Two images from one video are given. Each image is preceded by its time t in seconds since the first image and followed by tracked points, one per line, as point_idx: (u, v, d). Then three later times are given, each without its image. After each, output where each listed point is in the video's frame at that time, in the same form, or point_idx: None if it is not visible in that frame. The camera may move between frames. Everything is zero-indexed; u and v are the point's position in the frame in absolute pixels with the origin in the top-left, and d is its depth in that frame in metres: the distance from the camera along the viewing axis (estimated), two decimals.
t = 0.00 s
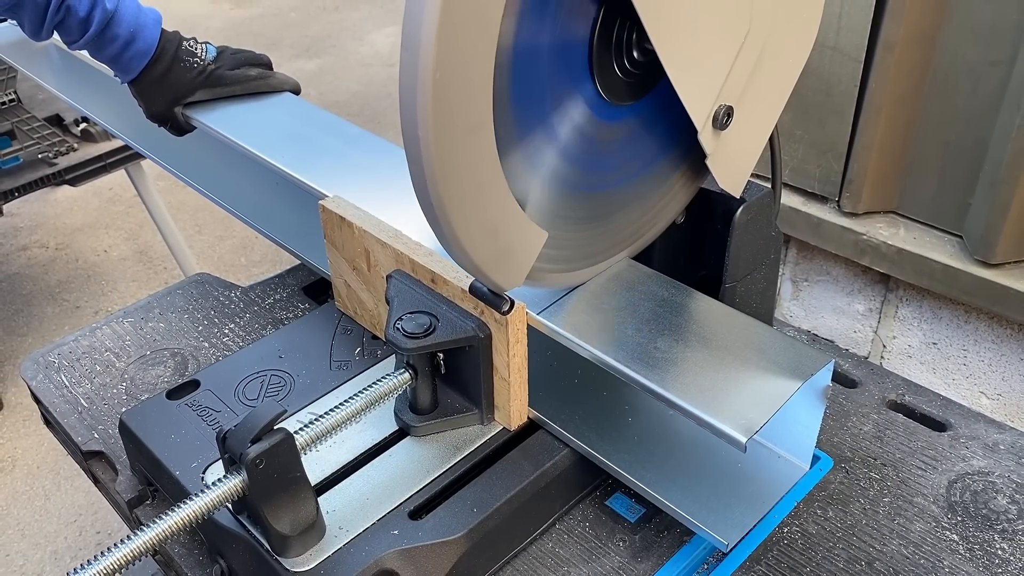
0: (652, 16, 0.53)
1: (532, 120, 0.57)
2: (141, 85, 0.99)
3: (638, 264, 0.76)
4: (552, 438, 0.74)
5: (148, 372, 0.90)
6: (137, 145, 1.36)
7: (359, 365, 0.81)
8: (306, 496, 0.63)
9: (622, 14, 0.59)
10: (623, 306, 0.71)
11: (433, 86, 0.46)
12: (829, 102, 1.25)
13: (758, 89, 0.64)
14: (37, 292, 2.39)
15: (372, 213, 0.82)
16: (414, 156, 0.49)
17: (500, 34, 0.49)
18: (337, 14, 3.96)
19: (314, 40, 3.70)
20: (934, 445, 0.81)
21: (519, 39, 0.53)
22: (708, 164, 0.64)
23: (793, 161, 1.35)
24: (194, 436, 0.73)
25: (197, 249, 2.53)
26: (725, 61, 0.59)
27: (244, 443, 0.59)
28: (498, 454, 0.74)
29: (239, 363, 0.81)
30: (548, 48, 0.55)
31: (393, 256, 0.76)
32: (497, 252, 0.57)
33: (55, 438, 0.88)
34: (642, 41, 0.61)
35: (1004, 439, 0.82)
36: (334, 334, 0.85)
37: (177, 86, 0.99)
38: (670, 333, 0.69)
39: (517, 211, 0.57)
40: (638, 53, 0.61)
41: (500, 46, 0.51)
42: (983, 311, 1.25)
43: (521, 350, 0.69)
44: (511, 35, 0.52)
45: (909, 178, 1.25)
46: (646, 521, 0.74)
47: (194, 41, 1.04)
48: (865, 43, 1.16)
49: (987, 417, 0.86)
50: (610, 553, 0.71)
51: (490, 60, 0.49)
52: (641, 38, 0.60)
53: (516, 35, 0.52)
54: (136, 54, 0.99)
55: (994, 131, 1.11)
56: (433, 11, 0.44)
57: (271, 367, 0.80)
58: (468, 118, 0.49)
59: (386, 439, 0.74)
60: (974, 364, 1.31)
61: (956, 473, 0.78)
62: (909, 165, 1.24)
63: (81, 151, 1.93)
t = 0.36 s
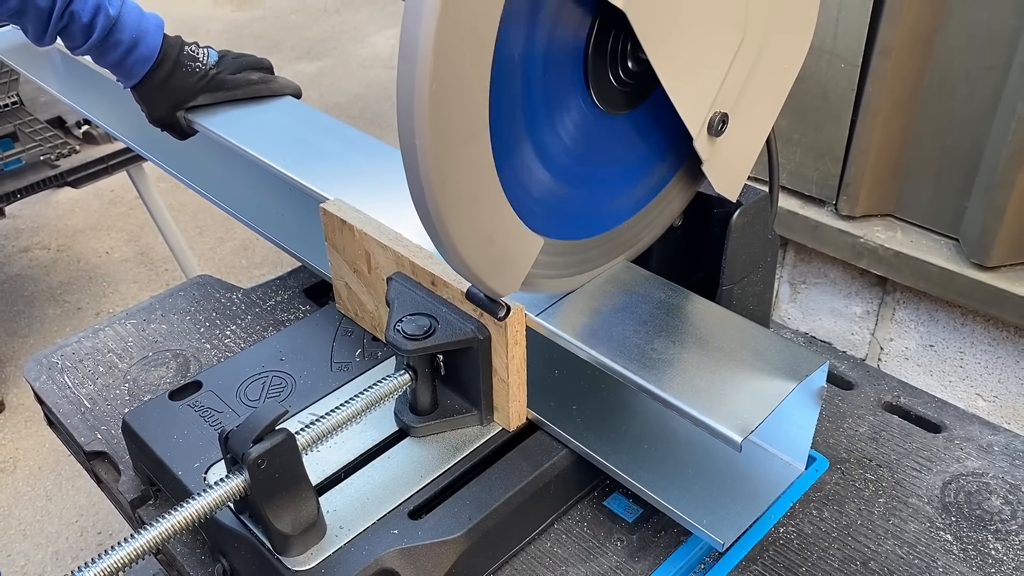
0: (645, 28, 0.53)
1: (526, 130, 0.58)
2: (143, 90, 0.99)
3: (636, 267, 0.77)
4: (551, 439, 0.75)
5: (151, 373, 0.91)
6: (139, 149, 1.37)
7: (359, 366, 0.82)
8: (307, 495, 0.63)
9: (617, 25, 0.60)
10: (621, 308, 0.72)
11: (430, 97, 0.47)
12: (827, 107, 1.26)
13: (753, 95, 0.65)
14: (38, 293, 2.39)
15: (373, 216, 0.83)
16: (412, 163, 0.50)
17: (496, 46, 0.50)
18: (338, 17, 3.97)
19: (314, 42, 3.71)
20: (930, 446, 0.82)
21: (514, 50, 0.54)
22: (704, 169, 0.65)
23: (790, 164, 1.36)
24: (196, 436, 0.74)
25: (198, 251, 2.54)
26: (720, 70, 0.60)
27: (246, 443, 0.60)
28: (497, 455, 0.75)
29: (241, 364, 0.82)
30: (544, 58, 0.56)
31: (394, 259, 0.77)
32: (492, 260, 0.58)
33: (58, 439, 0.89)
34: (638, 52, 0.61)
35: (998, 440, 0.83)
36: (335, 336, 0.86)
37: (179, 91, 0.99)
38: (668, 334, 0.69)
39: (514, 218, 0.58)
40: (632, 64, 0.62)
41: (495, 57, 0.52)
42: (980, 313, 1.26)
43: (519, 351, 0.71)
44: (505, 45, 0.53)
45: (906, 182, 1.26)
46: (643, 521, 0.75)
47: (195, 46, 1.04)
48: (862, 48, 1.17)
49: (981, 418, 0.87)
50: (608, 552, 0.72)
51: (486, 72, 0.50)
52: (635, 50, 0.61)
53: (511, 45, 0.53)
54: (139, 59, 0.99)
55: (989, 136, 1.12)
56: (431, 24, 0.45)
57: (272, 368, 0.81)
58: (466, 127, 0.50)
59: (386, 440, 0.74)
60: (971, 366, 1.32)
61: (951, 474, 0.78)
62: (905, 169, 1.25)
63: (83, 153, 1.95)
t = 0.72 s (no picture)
0: (638, 42, 0.55)
1: (522, 141, 0.60)
2: (147, 95, 1.00)
3: (633, 270, 0.78)
4: (549, 439, 0.76)
5: (154, 374, 0.92)
6: (141, 152, 1.37)
7: (361, 368, 0.83)
8: (310, 495, 0.65)
9: (612, 39, 0.61)
10: (618, 311, 0.73)
11: (429, 111, 0.48)
12: (822, 111, 1.27)
13: (747, 104, 0.66)
14: (38, 294, 2.40)
15: (374, 219, 0.84)
16: (411, 175, 0.51)
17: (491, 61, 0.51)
18: (337, 18, 3.98)
19: (313, 42, 3.72)
20: (922, 447, 0.83)
21: (509, 63, 0.55)
22: (699, 177, 0.67)
23: (787, 167, 1.37)
24: (200, 437, 0.75)
25: (197, 252, 2.55)
26: (714, 80, 0.61)
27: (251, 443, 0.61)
28: (497, 456, 0.76)
29: (244, 366, 0.83)
30: (539, 71, 0.58)
31: (395, 262, 0.78)
32: (490, 268, 0.59)
33: (63, 440, 0.90)
34: (634, 66, 0.62)
35: (990, 441, 0.84)
36: (337, 338, 0.87)
37: (183, 96, 1.00)
38: (665, 337, 0.71)
39: (510, 228, 0.59)
40: (628, 78, 0.63)
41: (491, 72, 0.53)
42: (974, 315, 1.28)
43: (518, 353, 0.72)
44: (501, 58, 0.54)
45: (900, 186, 1.27)
46: (640, 520, 0.76)
47: (197, 50, 1.05)
48: (857, 54, 1.18)
49: (974, 419, 0.88)
50: (606, 551, 0.73)
51: (483, 86, 0.51)
52: (630, 64, 0.62)
53: (506, 59, 0.54)
54: (142, 65, 1.00)
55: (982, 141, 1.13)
56: (429, 41, 0.46)
57: (275, 370, 0.82)
58: (464, 139, 0.52)
59: (388, 440, 0.76)
60: (965, 368, 1.33)
61: (943, 474, 0.80)
62: (899, 173, 1.27)
63: (83, 155, 1.96)
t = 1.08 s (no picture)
0: (637, 52, 0.56)
1: (525, 148, 0.61)
2: (153, 98, 1.01)
3: (635, 270, 0.80)
4: (552, 436, 0.78)
5: (162, 373, 0.93)
6: (146, 154, 1.38)
7: (367, 366, 0.84)
8: (320, 490, 0.66)
9: (613, 50, 0.63)
10: (619, 311, 0.75)
11: (436, 121, 0.50)
12: (818, 113, 1.29)
13: (745, 109, 0.68)
14: (38, 293, 2.41)
15: (380, 220, 0.85)
16: (417, 181, 0.53)
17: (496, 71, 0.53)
18: (333, 17, 3.99)
19: (311, 42, 3.73)
20: (917, 443, 0.85)
21: (514, 73, 0.56)
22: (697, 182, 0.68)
23: (783, 168, 1.39)
24: (210, 434, 0.76)
25: (197, 251, 2.56)
26: (712, 87, 0.63)
27: (263, 439, 0.63)
28: (500, 452, 0.78)
29: (251, 365, 0.84)
30: (542, 80, 0.59)
31: (401, 263, 0.80)
32: (493, 272, 0.61)
33: (72, 437, 0.92)
34: (633, 75, 0.64)
35: (982, 437, 0.86)
36: (343, 337, 0.88)
37: (189, 98, 1.01)
38: (666, 336, 0.72)
39: (513, 232, 0.61)
40: (627, 86, 0.64)
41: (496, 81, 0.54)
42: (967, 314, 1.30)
43: (523, 352, 0.74)
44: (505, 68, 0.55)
45: (895, 186, 1.29)
46: (641, 515, 0.78)
47: (204, 53, 1.05)
48: (853, 57, 1.20)
49: (967, 416, 0.90)
50: (608, 545, 0.75)
51: (488, 97, 0.52)
52: (629, 74, 0.63)
53: (509, 69, 0.56)
54: (149, 67, 1.01)
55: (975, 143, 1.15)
56: (437, 54, 0.48)
57: (282, 368, 0.84)
58: (470, 147, 0.53)
59: (394, 437, 0.77)
60: (958, 366, 1.35)
61: (937, 469, 0.82)
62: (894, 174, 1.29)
63: (84, 154, 1.97)
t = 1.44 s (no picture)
0: (636, 63, 0.58)
1: (526, 153, 0.63)
2: (158, 99, 1.02)
3: (634, 269, 0.82)
4: (554, 431, 0.79)
5: (170, 370, 0.95)
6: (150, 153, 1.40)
7: (372, 363, 0.86)
8: (329, 484, 0.68)
9: (612, 58, 0.65)
10: (620, 308, 0.77)
11: (441, 129, 0.52)
12: (813, 114, 1.31)
13: (740, 113, 0.70)
14: (37, 291, 2.42)
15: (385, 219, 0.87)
16: (423, 187, 0.54)
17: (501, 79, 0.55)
18: (331, 15, 3.99)
19: (308, 39, 3.74)
20: (909, 438, 0.87)
21: (518, 79, 0.58)
22: (694, 184, 0.70)
23: (779, 168, 1.41)
24: (219, 430, 0.78)
25: (195, 249, 2.57)
26: (709, 95, 0.65)
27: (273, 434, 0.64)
28: (503, 447, 0.80)
29: (258, 362, 0.86)
30: (544, 87, 0.61)
31: (406, 262, 0.82)
32: (496, 274, 0.63)
33: (82, 434, 0.93)
34: (632, 83, 0.66)
35: (973, 432, 0.88)
36: (348, 334, 0.90)
37: (194, 100, 1.02)
38: (665, 333, 0.74)
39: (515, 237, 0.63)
40: (626, 94, 0.67)
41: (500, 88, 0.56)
42: (959, 312, 1.32)
43: (525, 349, 0.76)
44: (510, 74, 0.57)
45: (888, 186, 1.31)
46: (641, 507, 0.80)
47: (208, 55, 1.07)
48: (848, 59, 1.22)
49: (958, 411, 0.92)
50: (608, 537, 0.77)
51: (491, 105, 0.54)
52: (627, 82, 0.66)
53: (514, 77, 0.58)
54: (155, 69, 1.02)
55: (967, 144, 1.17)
56: (443, 65, 0.50)
57: (290, 365, 0.86)
58: (474, 153, 0.55)
59: (400, 432, 0.79)
60: (950, 362, 1.37)
61: (928, 463, 0.84)
62: (887, 174, 1.31)
63: (85, 153, 1.98)
